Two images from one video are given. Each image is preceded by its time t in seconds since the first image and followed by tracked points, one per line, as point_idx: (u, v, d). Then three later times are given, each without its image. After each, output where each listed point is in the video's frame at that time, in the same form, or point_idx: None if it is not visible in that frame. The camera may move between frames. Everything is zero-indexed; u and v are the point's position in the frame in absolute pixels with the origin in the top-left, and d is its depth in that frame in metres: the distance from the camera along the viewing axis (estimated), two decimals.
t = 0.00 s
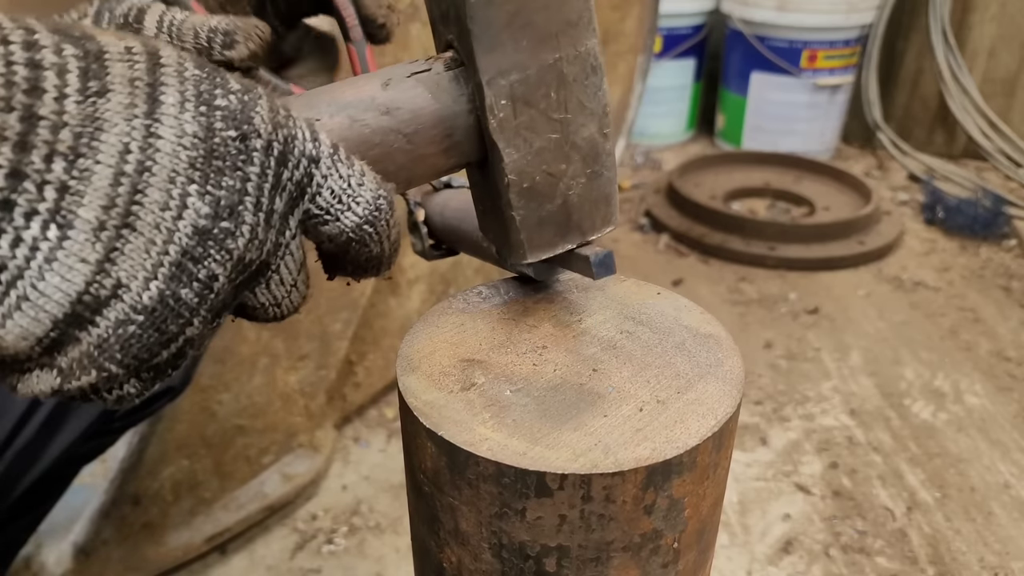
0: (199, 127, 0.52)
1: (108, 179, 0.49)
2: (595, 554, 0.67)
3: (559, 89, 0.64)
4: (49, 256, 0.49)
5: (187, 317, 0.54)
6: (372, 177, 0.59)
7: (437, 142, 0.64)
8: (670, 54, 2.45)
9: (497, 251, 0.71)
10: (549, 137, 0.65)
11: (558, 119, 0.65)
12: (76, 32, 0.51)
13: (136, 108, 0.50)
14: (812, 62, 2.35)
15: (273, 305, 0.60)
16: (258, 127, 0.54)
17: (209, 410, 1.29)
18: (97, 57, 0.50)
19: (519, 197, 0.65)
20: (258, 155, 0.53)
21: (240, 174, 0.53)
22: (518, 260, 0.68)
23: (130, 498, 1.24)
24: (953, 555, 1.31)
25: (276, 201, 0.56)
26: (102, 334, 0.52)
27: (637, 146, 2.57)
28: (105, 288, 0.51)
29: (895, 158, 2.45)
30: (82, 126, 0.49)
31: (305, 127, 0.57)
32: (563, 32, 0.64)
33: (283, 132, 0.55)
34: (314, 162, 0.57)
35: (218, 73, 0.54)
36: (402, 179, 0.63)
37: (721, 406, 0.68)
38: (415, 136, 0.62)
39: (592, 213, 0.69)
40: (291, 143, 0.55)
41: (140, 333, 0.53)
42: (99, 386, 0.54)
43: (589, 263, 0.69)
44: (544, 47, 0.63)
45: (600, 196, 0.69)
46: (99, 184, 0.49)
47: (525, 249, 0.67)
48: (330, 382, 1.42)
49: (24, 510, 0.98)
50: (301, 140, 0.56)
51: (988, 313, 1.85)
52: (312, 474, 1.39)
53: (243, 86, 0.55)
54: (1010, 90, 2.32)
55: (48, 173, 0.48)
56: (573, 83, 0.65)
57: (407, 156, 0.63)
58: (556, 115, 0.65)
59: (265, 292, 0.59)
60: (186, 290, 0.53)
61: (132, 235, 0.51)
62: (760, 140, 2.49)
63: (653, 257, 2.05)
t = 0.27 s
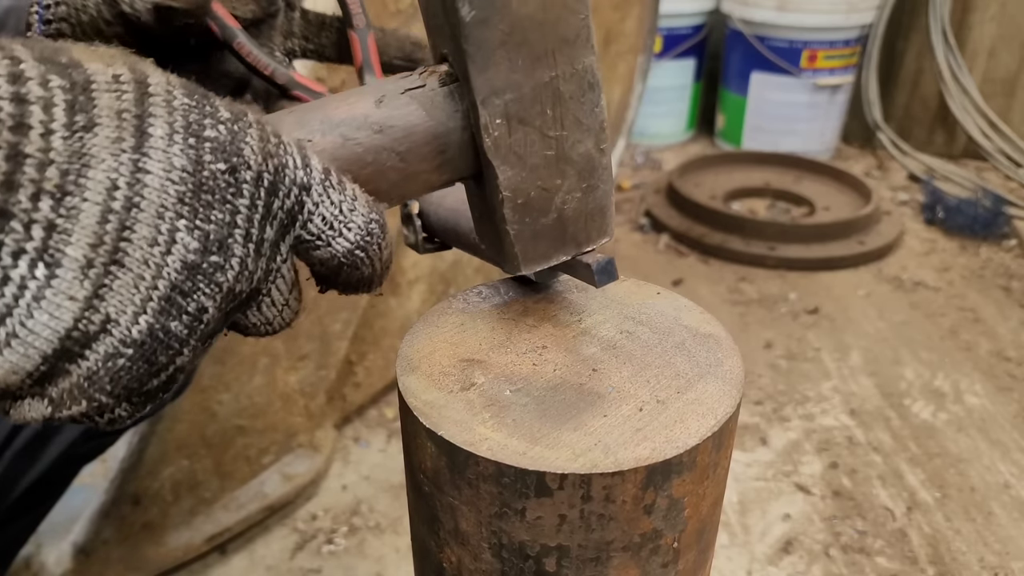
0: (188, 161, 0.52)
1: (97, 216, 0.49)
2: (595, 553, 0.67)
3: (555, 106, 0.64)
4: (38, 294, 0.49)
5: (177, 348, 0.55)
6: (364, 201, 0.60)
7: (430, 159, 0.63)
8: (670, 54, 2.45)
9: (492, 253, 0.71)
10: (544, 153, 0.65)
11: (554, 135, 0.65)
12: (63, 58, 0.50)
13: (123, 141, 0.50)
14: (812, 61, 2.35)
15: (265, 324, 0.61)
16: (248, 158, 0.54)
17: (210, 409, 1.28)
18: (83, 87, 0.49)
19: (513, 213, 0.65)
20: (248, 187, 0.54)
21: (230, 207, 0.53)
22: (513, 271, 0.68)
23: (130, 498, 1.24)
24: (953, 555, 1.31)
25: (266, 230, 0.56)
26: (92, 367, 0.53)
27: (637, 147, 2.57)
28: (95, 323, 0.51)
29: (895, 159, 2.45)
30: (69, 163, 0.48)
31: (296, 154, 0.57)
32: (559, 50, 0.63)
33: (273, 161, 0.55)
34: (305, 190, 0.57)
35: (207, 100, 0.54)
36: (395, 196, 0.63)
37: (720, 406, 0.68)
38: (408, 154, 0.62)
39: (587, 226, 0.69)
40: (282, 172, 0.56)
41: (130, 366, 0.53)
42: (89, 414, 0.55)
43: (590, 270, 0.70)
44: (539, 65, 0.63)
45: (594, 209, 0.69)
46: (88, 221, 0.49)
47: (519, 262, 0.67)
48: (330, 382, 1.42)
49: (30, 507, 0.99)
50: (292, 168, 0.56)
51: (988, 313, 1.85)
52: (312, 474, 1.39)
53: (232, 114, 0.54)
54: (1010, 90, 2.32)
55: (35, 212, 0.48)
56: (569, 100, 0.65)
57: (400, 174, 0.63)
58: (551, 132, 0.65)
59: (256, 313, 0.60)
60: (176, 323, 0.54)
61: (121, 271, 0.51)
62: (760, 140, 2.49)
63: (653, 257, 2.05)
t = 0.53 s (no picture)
0: (177, 170, 0.52)
1: (88, 228, 0.50)
2: (594, 553, 0.67)
3: (543, 103, 0.64)
4: (32, 308, 0.50)
5: (174, 357, 0.55)
6: (355, 203, 0.60)
7: (421, 162, 0.64)
8: (670, 55, 2.45)
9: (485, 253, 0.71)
10: (534, 151, 0.65)
11: (543, 132, 0.65)
12: (50, 73, 0.51)
13: (111, 153, 0.51)
14: (812, 62, 2.35)
15: (264, 333, 0.61)
16: (237, 165, 0.54)
17: (209, 409, 1.28)
18: (70, 101, 0.50)
19: (506, 211, 0.65)
20: (237, 193, 0.54)
21: (220, 214, 0.54)
22: (509, 269, 0.68)
23: (130, 499, 1.23)
24: (953, 556, 1.31)
25: (258, 236, 0.56)
26: (90, 378, 0.53)
27: (637, 147, 2.57)
28: (90, 335, 0.52)
29: (895, 158, 2.45)
30: (58, 177, 0.49)
31: (286, 158, 0.57)
32: (546, 47, 0.63)
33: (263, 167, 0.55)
34: (296, 194, 0.57)
35: (194, 108, 0.54)
36: (387, 198, 0.64)
37: (720, 406, 0.68)
38: (399, 157, 0.63)
39: (582, 223, 0.69)
40: (272, 177, 0.56)
41: (127, 376, 0.54)
42: (91, 426, 0.55)
43: (587, 264, 0.71)
44: (526, 64, 0.63)
45: (587, 206, 0.69)
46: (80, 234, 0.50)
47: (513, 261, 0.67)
48: (330, 382, 1.42)
49: (27, 509, 0.98)
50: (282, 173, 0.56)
51: (988, 313, 1.85)
52: (311, 474, 1.39)
53: (220, 121, 0.55)
54: (1010, 90, 2.32)
55: (27, 227, 0.49)
56: (558, 97, 0.64)
57: (392, 177, 0.63)
58: (541, 129, 0.64)
59: (255, 321, 0.60)
60: (171, 332, 0.54)
61: (115, 283, 0.52)
62: (760, 140, 2.49)
63: (653, 257, 2.05)
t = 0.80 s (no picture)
0: (150, 221, 0.54)
1: (62, 282, 0.53)
2: (595, 553, 0.67)
3: (535, 136, 0.64)
4: (9, 360, 0.53)
5: (151, 397, 0.58)
6: (337, 237, 0.61)
7: (408, 190, 0.65)
8: (670, 55, 2.45)
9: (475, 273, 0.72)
10: (525, 183, 0.65)
11: (535, 166, 0.65)
12: (20, 115, 0.53)
13: (84, 205, 0.53)
14: (812, 62, 2.35)
15: (246, 355, 0.64)
16: (213, 213, 0.56)
17: (210, 410, 1.28)
18: (42, 148, 0.53)
19: (495, 239, 0.66)
20: (213, 241, 0.57)
21: (196, 262, 0.56)
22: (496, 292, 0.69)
23: (130, 499, 1.24)
24: (953, 555, 1.31)
25: (237, 277, 0.59)
26: (69, 421, 0.57)
27: (636, 147, 2.57)
28: (66, 383, 0.55)
29: (895, 159, 2.45)
30: (30, 232, 0.52)
31: (264, 198, 0.59)
32: (541, 82, 0.63)
33: (239, 211, 0.57)
34: (275, 235, 0.59)
35: (171, 153, 0.56)
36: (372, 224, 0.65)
37: (720, 406, 0.68)
38: (385, 186, 0.64)
39: (570, 250, 0.69)
40: (249, 220, 0.58)
41: (104, 418, 0.58)
42: (73, 458, 0.59)
43: (578, 289, 0.71)
44: (520, 98, 0.62)
45: (576, 235, 0.69)
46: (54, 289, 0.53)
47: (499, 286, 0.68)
48: (330, 382, 1.42)
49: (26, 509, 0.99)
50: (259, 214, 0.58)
51: (988, 313, 1.85)
52: (311, 474, 1.39)
53: (197, 164, 0.56)
54: (1010, 90, 2.32)
55: (1, 283, 0.52)
56: (551, 129, 0.64)
57: (377, 206, 0.65)
58: (532, 162, 0.65)
59: (237, 349, 0.63)
60: (146, 376, 0.57)
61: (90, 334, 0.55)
62: (760, 140, 2.49)
63: (653, 257, 2.05)
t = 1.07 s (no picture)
0: (141, 235, 0.52)
1: (51, 303, 0.51)
2: (595, 553, 0.67)
3: (537, 150, 0.63)
4: None
5: (148, 416, 0.56)
6: (332, 246, 0.59)
7: (408, 202, 0.64)
8: (670, 55, 2.45)
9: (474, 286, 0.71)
10: (526, 195, 0.64)
11: (536, 177, 0.64)
12: None
13: (70, 222, 0.51)
14: (812, 62, 2.35)
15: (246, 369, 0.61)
16: (205, 224, 0.54)
17: (209, 410, 1.29)
18: (25, 166, 0.50)
19: (494, 251, 0.65)
20: (207, 253, 0.54)
21: (190, 276, 0.54)
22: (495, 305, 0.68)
23: (130, 498, 1.24)
24: (953, 555, 1.31)
25: (231, 288, 0.56)
26: (63, 444, 0.54)
27: (636, 147, 2.57)
28: (59, 407, 0.53)
29: (895, 159, 2.45)
30: (15, 254, 0.50)
31: (257, 207, 0.56)
32: (544, 94, 0.62)
33: (232, 221, 0.55)
34: (269, 245, 0.57)
35: (158, 164, 0.53)
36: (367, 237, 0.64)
37: (720, 407, 0.68)
38: (384, 199, 0.63)
39: (571, 263, 0.68)
40: (242, 230, 0.56)
41: (100, 438, 0.55)
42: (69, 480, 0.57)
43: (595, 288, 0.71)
44: (522, 110, 0.62)
45: (577, 249, 0.68)
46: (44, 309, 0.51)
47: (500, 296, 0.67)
48: (330, 382, 1.42)
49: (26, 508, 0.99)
50: (254, 223, 0.56)
51: (988, 313, 1.85)
52: (311, 474, 1.39)
53: (186, 173, 0.54)
54: (1010, 90, 2.32)
55: None
56: (552, 142, 0.64)
57: (376, 219, 0.64)
58: (534, 174, 0.64)
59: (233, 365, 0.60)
60: (143, 395, 0.55)
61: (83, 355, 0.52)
62: (760, 139, 2.49)
63: (653, 257, 2.05)
